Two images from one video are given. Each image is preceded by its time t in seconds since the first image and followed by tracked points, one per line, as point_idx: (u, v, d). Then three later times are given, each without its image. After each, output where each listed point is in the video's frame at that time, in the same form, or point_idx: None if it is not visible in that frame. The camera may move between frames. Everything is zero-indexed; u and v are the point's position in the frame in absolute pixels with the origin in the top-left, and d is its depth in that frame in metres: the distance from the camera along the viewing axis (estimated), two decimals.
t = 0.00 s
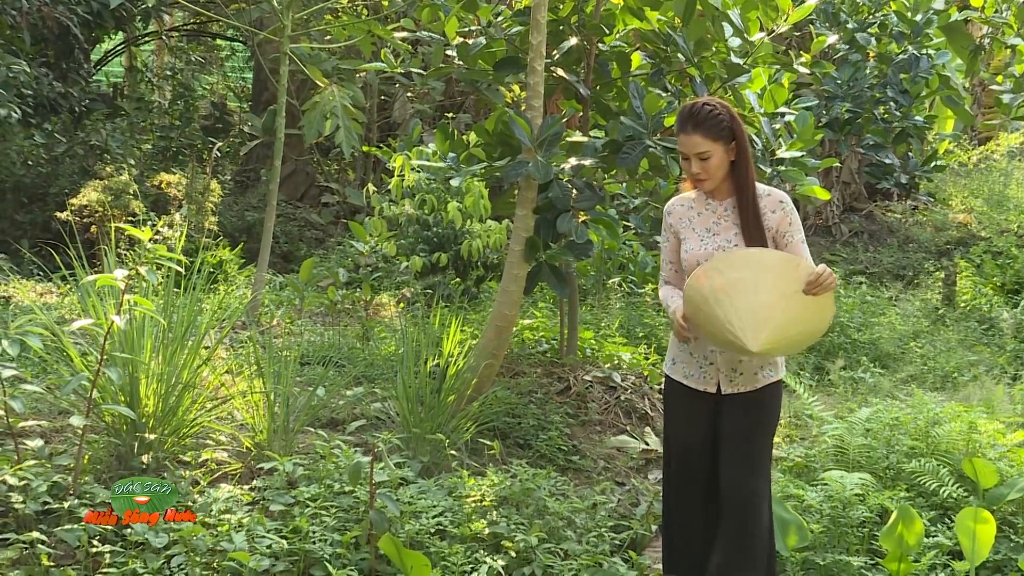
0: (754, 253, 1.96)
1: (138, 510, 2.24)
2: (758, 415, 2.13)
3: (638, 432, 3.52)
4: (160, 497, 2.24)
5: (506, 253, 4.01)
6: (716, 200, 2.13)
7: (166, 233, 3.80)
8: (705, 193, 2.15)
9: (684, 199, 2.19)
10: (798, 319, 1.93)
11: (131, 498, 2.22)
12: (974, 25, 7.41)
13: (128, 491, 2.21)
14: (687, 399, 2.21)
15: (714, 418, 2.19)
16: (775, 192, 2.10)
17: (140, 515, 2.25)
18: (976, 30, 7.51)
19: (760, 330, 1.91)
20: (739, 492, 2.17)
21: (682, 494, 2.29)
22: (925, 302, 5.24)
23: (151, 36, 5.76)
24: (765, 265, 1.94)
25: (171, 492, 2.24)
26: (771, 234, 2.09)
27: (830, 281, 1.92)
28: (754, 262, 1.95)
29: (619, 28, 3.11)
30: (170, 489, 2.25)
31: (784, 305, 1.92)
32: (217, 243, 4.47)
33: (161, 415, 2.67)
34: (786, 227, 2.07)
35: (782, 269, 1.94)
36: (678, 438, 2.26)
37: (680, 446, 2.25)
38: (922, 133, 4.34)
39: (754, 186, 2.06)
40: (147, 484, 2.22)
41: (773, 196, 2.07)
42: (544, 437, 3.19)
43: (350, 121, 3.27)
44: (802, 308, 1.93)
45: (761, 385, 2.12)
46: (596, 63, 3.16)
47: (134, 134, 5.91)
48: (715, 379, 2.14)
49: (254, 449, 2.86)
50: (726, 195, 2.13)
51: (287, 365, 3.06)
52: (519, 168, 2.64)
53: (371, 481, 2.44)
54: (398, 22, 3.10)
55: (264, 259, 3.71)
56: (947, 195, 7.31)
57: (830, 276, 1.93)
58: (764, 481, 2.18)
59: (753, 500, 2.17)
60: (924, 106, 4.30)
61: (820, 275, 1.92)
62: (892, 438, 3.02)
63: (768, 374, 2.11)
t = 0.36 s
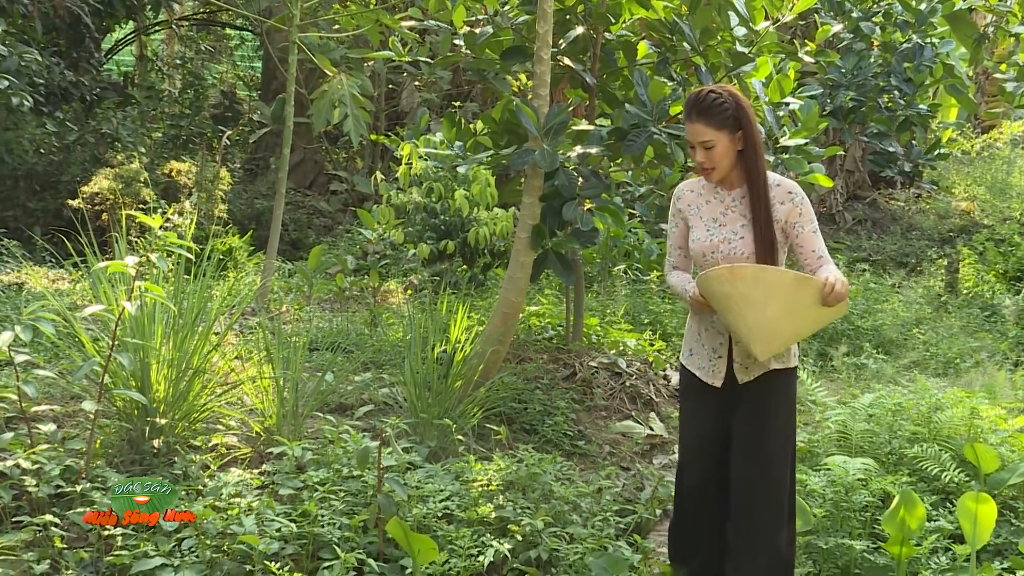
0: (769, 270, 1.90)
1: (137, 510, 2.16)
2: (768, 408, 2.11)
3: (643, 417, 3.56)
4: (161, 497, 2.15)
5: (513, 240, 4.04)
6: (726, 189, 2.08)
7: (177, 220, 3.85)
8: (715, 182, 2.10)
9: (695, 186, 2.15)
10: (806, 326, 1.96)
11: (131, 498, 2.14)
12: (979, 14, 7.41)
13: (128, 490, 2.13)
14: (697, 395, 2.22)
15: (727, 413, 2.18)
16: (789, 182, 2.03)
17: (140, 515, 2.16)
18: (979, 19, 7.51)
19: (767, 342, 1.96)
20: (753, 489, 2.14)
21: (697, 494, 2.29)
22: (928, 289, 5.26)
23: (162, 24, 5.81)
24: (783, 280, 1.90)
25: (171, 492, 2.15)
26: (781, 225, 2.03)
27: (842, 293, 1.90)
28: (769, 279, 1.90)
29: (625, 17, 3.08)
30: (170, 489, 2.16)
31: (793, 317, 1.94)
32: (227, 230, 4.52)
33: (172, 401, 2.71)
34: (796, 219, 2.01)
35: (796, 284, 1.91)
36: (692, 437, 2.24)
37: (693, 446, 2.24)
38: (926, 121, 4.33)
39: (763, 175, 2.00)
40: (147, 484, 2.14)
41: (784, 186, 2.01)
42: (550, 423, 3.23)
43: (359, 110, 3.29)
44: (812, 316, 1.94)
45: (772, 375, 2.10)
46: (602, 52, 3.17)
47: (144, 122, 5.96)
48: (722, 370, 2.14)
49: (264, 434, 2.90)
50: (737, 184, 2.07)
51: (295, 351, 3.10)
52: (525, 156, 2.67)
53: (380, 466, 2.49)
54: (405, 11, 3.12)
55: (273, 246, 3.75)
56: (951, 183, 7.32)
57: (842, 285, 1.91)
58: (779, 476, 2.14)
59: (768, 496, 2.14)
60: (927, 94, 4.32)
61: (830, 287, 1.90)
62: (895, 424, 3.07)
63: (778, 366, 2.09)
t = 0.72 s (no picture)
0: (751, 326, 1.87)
1: (138, 510, 2.19)
2: (764, 404, 2.03)
3: (652, 402, 3.59)
4: (161, 497, 2.20)
5: (523, 226, 4.06)
6: (712, 197, 2.03)
7: (191, 206, 3.89)
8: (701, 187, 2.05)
9: (683, 190, 2.10)
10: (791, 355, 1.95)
11: (131, 498, 2.17)
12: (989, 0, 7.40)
13: (128, 490, 2.18)
14: (693, 395, 2.15)
15: (723, 411, 2.11)
16: (774, 185, 1.97)
17: (140, 515, 2.20)
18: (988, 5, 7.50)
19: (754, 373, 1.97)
20: (750, 491, 2.08)
21: (692, 496, 2.21)
22: (935, 275, 5.27)
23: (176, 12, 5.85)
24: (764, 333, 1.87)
25: (171, 492, 2.21)
26: (768, 231, 1.99)
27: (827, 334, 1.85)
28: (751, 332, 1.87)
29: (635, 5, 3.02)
30: (170, 489, 2.22)
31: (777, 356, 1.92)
32: (240, 216, 4.56)
33: (187, 384, 2.77)
34: (785, 224, 1.96)
35: (777, 334, 1.87)
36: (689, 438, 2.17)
37: (689, 449, 2.17)
38: (933, 108, 4.40)
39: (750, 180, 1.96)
40: (147, 484, 2.19)
41: (769, 192, 1.96)
42: (559, 407, 3.26)
43: (370, 98, 3.32)
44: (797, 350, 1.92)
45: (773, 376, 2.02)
46: (612, 41, 3.22)
47: (159, 110, 6.01)
48: (717, 368, 2.06)
49: (277, 417, 2.95)
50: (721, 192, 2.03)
51: (308, 336, 3.15)
52: (535, 143, 2.69)
53: (391, 449, 2.54)
54: None
55: (286, 233, 3.79)
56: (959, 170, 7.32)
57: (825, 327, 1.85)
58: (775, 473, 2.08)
59: (765, 495, 2.08)
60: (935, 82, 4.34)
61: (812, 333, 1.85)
62: (902, 409, 3.10)
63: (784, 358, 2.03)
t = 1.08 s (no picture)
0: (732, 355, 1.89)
1: (138, 510, 2.12)
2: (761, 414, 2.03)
3: (665, 376, 3.63)
4: (161, 497, 2.13)
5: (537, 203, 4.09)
6: (719, 206, 2.04)
7: (209, 181, 3.94)
8: (708, 197, 2.05)
9: (686, 201, 2.07)
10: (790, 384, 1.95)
11: (131, 498, 2.11)
12: None
13: (128, 490, 2.11)
14: (693, 398, 2.13)
15: (722, 420, 2.10)
16: (779, 196, 2.01)
17: (140, 515, 2.13)
18: None
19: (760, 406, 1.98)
20: (747, 496, 2.09)
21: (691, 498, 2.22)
22: (948, 251, 5.27)
23: None
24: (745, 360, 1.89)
25: (172, 492, 2.14)
26: (772, 241, 2.02)
27: (811, 359, 1.87)
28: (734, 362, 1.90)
29: None
30: (171, 488, 2.15)
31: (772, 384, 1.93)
32: (257, 192, 4.61)
33: (205, 357, 2.83)
34: (790, 234, 1.99)
35: (759, 362, 1.90)
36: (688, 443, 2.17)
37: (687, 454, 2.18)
38: (948, 84, 4.36)
39: (762, 189, 1.99)
40: (148, 483, 2.12)
41: (776, 202, 1.99)
42: (573, 382, 3.31)
43: (385, 74, 3.34)
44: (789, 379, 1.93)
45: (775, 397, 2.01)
46: (626, 17, 3.20)
47: (176, 87, 6.06)
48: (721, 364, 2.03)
49: (293, 391, 3.01)
50: (728, 203, 2.04)
51: (324, 311, 3.20)
52: (549, 120, 2.71)
53: (406, 423, 2.59)
54: None
55: (303, 208, 3.83)
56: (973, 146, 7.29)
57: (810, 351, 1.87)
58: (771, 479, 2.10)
59: (764, 492, 2.08)
60: (949, 58, 4.33)
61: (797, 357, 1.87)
62: (913, 383, 3.14)
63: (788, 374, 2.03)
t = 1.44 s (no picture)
0: (708, 412, 2.05)
1: (138, 510, 1.98)
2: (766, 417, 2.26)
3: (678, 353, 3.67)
4: (161, 497, 1.97)
5: (552, 181, 4.12)
6: (731, 283, 2.25)
7: (228, 160, 4.00)
8: (720, 272, 2.26)
9: (698, 276, 2.28)
10: (778, 438, 2.07)
11: (131, 498, 1.96)
12: None
13: (128, 490, 1.96)
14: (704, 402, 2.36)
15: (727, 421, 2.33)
16: (787, 271, 2.21)
17: (140, 515, 1.99)
18: None
19: (757, 461, 2.09)
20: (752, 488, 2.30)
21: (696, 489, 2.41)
22: (960, 228, 5.25)
23: None
24: (722, 414, 2.05)
25: (173, 492, 1.98)
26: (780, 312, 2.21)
27: (781, 407, 2.00)
28: (713, 421, 2.07)
29: None
30: (172, 488, 1.99)
31: (758, 439, 2.06)
32: (276, 171, 4.67)
33: (224, 333, 2.90)
34: (796, 306, 2.18)
35: (734, 413, 2.04)
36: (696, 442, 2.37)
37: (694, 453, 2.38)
38: (961, 63, 4.43)
39: (771, 264, 2.19)
40: (147, 483, 1.96)
41: (784, 276, 2.20)
42: (587, 358, 3.36)
43: (402, 53, 3.36)
44: (770, 428, 2.04)
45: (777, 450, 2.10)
46: None
47: (195, 66, 6.11)
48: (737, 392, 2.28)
49: (312, 366, 3.08)
50: (739, 280, 2.24)
51: (341, 288, 3.26)
52: (564, 99, 2.74)
53: (423, 398, 2.65)
54: None
55: (320, 187, 3.88)
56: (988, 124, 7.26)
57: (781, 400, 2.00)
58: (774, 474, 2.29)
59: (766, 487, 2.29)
60: (964, 35, 4.32)
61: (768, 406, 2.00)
62: (925, 359, 3.17)
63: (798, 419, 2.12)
